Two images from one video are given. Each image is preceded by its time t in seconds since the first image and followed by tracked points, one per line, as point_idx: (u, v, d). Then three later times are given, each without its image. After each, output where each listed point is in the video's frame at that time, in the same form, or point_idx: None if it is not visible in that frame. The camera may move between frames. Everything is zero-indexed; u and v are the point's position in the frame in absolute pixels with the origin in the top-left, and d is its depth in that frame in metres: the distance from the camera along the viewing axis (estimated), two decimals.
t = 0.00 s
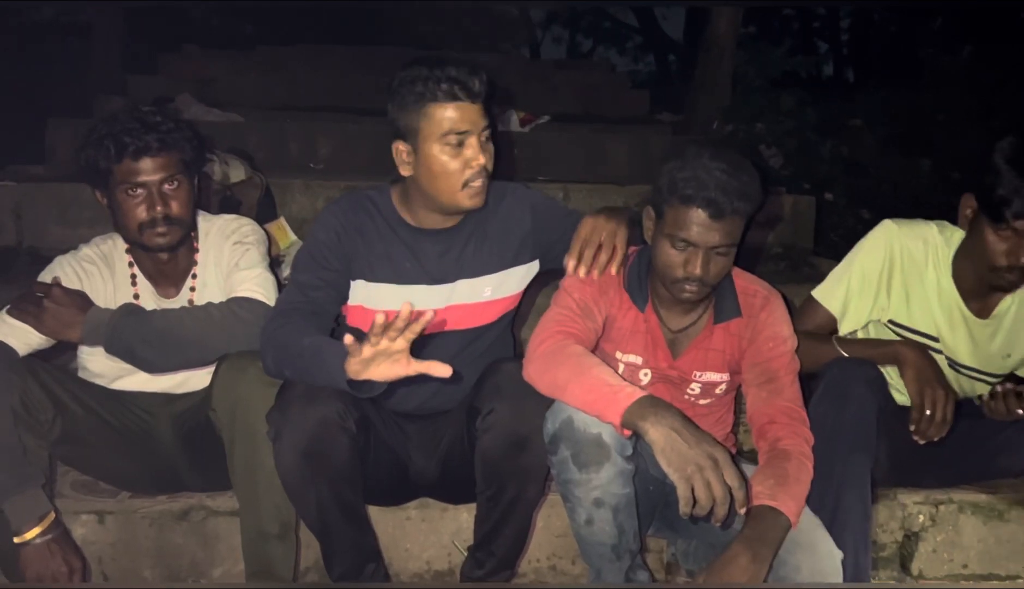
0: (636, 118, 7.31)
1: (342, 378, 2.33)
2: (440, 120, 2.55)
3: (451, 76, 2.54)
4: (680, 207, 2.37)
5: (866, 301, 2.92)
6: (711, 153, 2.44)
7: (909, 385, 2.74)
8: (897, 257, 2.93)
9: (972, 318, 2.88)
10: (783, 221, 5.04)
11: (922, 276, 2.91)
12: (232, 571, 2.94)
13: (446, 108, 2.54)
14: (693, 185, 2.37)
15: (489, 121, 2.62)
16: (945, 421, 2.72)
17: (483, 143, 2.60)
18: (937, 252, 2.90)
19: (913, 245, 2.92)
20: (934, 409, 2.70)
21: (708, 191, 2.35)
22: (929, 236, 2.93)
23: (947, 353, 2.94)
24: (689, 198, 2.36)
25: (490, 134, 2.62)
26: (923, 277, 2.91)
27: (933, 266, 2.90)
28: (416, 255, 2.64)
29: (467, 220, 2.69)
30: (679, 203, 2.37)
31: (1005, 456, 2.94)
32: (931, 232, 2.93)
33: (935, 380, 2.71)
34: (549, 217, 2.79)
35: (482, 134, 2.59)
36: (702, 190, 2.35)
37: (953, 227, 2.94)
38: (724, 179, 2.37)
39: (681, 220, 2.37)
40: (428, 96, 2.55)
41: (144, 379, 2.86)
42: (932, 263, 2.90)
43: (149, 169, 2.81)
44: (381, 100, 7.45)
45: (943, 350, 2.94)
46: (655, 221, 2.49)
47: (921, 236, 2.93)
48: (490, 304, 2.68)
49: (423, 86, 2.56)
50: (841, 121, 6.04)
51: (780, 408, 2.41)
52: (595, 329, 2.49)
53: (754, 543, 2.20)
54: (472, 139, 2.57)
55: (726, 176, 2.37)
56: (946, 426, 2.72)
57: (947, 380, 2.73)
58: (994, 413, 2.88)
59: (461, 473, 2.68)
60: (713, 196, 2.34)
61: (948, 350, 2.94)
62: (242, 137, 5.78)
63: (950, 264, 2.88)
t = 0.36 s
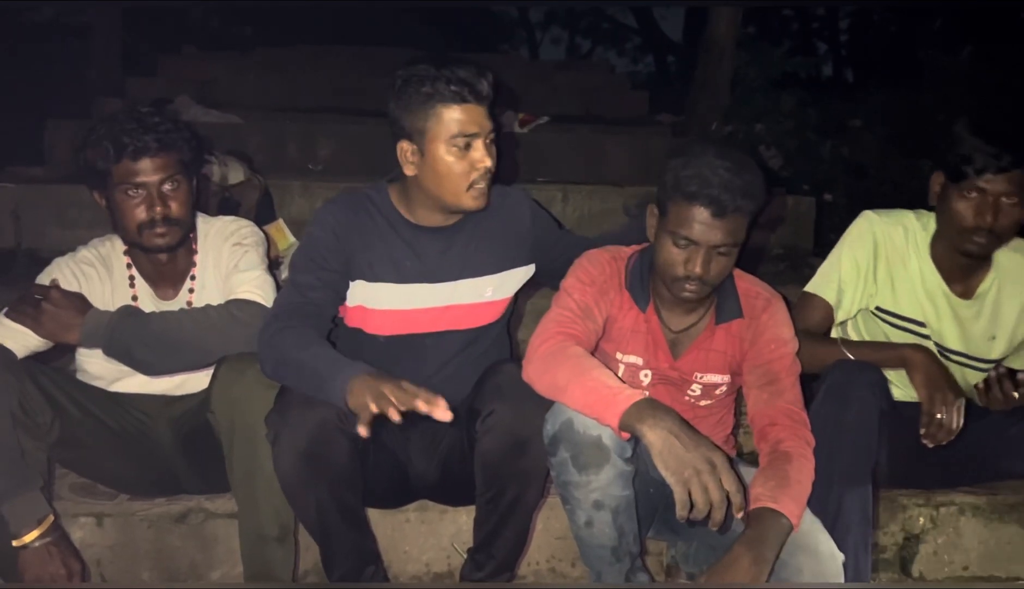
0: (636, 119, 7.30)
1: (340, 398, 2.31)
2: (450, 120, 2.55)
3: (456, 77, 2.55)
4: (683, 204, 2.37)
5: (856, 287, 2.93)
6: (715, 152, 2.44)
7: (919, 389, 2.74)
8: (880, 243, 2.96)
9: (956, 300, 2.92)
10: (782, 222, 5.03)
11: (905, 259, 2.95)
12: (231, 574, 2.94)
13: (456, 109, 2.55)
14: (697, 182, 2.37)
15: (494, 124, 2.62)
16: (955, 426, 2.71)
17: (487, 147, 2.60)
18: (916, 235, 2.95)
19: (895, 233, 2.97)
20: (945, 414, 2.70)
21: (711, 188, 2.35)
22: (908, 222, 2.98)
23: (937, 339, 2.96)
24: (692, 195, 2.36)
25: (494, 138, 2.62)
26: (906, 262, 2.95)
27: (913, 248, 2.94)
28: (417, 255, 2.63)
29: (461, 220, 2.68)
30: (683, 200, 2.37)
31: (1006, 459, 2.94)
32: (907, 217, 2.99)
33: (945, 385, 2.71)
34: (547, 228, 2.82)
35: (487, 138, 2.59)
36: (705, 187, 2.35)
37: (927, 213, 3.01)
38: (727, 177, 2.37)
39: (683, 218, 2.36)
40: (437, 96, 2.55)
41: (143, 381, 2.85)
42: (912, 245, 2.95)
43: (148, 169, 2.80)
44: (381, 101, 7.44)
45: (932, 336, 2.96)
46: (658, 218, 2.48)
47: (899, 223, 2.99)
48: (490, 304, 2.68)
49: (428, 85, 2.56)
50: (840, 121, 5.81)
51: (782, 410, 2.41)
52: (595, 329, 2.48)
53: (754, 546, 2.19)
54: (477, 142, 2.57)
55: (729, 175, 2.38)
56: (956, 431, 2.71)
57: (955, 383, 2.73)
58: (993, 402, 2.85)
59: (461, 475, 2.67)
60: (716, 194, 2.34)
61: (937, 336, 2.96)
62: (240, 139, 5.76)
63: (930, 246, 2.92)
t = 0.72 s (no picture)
0: (631, 121, 7.32)
1: (385, 388, 2.35)
2: (405, 120, 2.57)
3: (452, 80, 2.56)
4: (671, 205, 2.39)
5: (836, 288, 3.01)
6: (706, 153, 2.46)
7: (911, 389, 2.76)
8: (859, 243, 3.04)
9: (930, 293, 3.00)
10: (776, 224, 5.04)
11: (879, 257, 3.03)
12: (228, 575, 2.95)
13: (410, 108, 2.56)
14: (685, 183, 2.39)
15: (464, 122, 2.58)
16: (948, 425, 2.73)
17: (446, 144, 2.57)
18: (887, 232, 3.04)
19: (868, 233, 3.05)
20: (937, 413, 2.72)
21: (698, 190, 2.37)
22: (879, 222, 3.07)
23: (917, 334, 3.03)
24: (680, 196, 2.38)
25: (463, 135, 2.58)
26: (879, 259, 3.02)
27: (886, 245, 3.03)
28: (417, 259, 2.65)
29: (453, 226, 2.66)
30: (671, 202, 2.39)
31: (997, 460, 2.97)
32: (877, 215, 3.08)
33: (937, 384, 2.73)
34: (551, 237, 2.81)
35: (445, 135, 2.56)
36: (692, 189, 2.37)
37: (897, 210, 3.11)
38: (715, 179, 2.39)
39: (671, 219, 2.39)
40: (408, 97, 2.57)
41: (140, 384, 2.86)
42: (884, 242, 3.03)
43: (148, 172, 2.82)
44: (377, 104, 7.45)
45: (909, 330, 3.03)
46: (648, 220, 2.51)
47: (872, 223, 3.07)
48: (490, 314, 2.69)
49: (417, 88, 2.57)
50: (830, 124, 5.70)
51: (775, 411, 2.42)
52: (590, 331, 2.49)
53: (748, 546, 2.21)
54: (429, 139, 2.56)
55: (718, 176, 2.39)
56: (949, 430, 2.73)
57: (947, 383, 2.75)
58: (977, 400, 2.90)
59: (457, 476, 2.69)
60: (703, 195, 2.36)
61: (914, 330, 3.03)
62: (236, 141, 5.77)
63: (901, 243, 3.01)
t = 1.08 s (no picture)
0: (626, 123, 7.33)
1: (431, 390, 2.43)
2: (401, 141, 2.57)
3: (447, 84, 2.58)
4: (662, 198, 2.43)
5: (825, 288, 3.03)
6: (697, 154, 2.49)
7: (899, 392, 2.78)
8: (850, 245, 3.06)
9: (915, 293, 3.02)
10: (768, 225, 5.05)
11: (865, 257, 3.05)
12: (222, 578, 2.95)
13: (406, 129, 2.56)
14: (674, 177, 2.43)
15: (461, 143, 2.58)
16: (935, 428, 2.76)
17: (442, 167, 2.57)
18: (872, 233, 3.06)
19: (856, 235, 3.07)
20: (925, 416, 2.74)
21: (688, 182, 2.41)
22: (867, 224, 3.09)
23: (904, 334, 3.05)
24: (670, 187, 2.42)
25: (460, 157, 2.58)
26: (866, 260, 3.05)
27: (872, 246, 3.05)
28: (415, 266, 2.66)
29: (450, 238, 2.67)
30: (661, 195, 2.43)
31: (988, 461, 2.98)
32: (862, 216, 3.11)
33: (925, 387, 2.75)
34: (550, 246, 2.82)
35: (441, 157, 2.56)
36: (682, 181, 2.42)
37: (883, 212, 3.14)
38: (703, 172, 2.43)
39: (662, 212, 2.42)
40: (404, 116, 2.56)
41: (133, 387, 2.86)
42: (870, 244, 3.05)
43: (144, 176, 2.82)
44: (372, 106, 7.46)
45: (896, 329, 3.05)
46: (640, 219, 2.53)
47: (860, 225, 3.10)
48: (488, 322, 2.70)
49: (412, 107, 2.57)
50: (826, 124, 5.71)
51: (767, 415, 2.43)
52: (583, 334, 2.51)
53: (739, 548, 2.22)
54: (425, 162, 2.56)
55: (706, 168, 2.44)
56: (937, 432, 2.76)
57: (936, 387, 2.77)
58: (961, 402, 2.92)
59: (450, 478, 2.70)
60: (692, 186, 2.40)
61: (901, 329, 3.04)
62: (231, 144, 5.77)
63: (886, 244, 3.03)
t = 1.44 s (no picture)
0: (619, 124, 7.33)
1: (423, 388, 2.44)
2: (389, 133, 2.58)
3: (437, 84, 2.58)
4: (654, 199, 2.43)
5: (819, 287, 3.03)
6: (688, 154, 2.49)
7: (894, 393, 2.79)
8: (843, 244, 3.07)
9: (908, 292, 3.03)
10: (761, 225, 5.06)
11: (857, 256, 3.06)
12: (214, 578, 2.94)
13: (394, 121, 2.57)
14: (666, 177, 2.44)
15: (449, 134, 2.58)
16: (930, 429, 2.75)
17: (430, 157, 2.57)
18: (865, 233, 3.07)
19: (849, 235, 3.08)
20: (920, 418, 2.74)
21: (679, 182, 2.42)
22: (859, 223, 3.10)
23: (896, 334, 3.05)
24: (662, 188, 2.42)
25: (447, 148, 2.58)
26: (859, 260, 3.06)
27: (864, 246, 3.06)
28: (407, 268, 2.66)
29: (440, 237, 2.67)
30: (653, 196, 2.43)
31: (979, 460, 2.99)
32: (854, 215, 3.12)
33: (919, 388, 2.75)
34: (541, 245, 2.81)
35: (429, 148, 2.57)
36: (674, 181, 2.42)
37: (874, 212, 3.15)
38: (695, 173, 2.44)
39: (653, 213, 2.42)
40: (392, 109, 2.57)
41: (125, 388, 2.87)
42: (863, 243, 3.06)
43: (132, 175, 2.82)
44: (365, 107, 7.46)
45: (890, 329, 3.05)
46: (631, 219, 2.54)
47: (852, 224, 3.10)
48: (478, 322, 2.71)
49: (403, 108, 2.56)
50: (817, 125, 5.64)
51: (758, 414, 2.44)
52: (575, 334, 2.51)
53: (730, 547, 2.22)
54: (413, 152, 2.56)
55: (698, 170, 2.44)
56: (931, 434, 2.76)
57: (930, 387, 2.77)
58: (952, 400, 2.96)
59: (442, 478, 2.70)
60: (684, 187, 2.41)
61: (894, 329, 3.05)
62: (224, 144, 5.76)
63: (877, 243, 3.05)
